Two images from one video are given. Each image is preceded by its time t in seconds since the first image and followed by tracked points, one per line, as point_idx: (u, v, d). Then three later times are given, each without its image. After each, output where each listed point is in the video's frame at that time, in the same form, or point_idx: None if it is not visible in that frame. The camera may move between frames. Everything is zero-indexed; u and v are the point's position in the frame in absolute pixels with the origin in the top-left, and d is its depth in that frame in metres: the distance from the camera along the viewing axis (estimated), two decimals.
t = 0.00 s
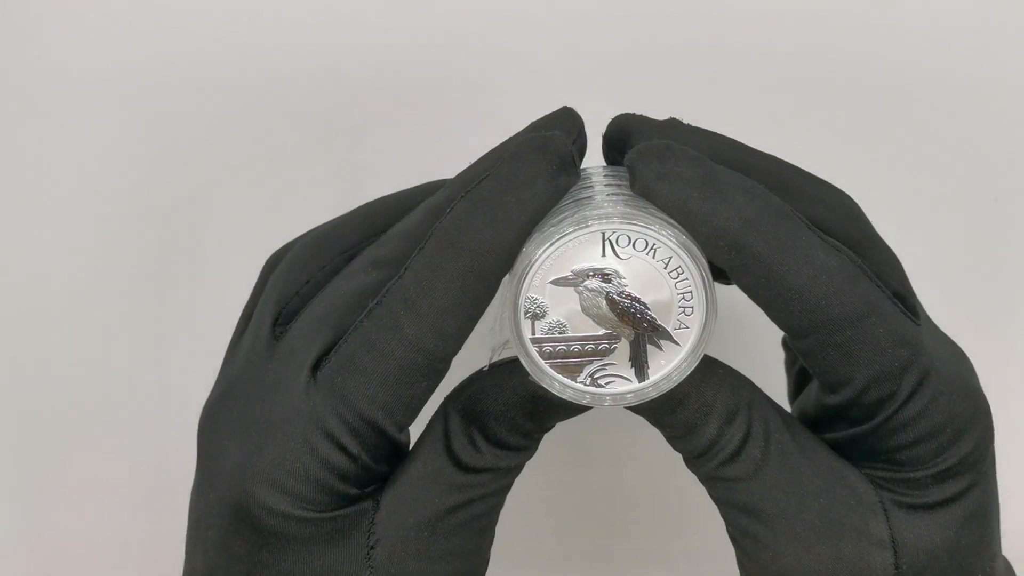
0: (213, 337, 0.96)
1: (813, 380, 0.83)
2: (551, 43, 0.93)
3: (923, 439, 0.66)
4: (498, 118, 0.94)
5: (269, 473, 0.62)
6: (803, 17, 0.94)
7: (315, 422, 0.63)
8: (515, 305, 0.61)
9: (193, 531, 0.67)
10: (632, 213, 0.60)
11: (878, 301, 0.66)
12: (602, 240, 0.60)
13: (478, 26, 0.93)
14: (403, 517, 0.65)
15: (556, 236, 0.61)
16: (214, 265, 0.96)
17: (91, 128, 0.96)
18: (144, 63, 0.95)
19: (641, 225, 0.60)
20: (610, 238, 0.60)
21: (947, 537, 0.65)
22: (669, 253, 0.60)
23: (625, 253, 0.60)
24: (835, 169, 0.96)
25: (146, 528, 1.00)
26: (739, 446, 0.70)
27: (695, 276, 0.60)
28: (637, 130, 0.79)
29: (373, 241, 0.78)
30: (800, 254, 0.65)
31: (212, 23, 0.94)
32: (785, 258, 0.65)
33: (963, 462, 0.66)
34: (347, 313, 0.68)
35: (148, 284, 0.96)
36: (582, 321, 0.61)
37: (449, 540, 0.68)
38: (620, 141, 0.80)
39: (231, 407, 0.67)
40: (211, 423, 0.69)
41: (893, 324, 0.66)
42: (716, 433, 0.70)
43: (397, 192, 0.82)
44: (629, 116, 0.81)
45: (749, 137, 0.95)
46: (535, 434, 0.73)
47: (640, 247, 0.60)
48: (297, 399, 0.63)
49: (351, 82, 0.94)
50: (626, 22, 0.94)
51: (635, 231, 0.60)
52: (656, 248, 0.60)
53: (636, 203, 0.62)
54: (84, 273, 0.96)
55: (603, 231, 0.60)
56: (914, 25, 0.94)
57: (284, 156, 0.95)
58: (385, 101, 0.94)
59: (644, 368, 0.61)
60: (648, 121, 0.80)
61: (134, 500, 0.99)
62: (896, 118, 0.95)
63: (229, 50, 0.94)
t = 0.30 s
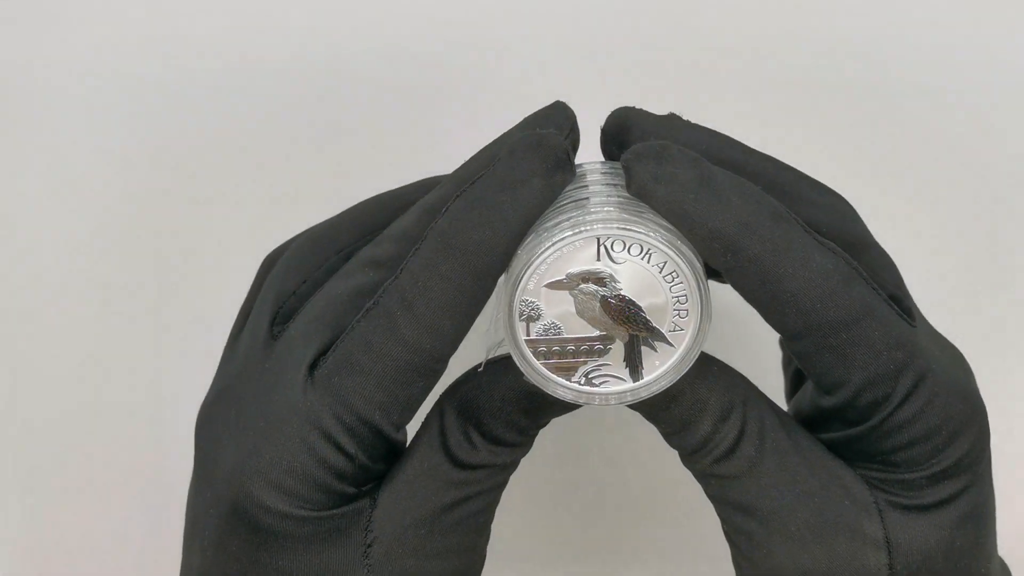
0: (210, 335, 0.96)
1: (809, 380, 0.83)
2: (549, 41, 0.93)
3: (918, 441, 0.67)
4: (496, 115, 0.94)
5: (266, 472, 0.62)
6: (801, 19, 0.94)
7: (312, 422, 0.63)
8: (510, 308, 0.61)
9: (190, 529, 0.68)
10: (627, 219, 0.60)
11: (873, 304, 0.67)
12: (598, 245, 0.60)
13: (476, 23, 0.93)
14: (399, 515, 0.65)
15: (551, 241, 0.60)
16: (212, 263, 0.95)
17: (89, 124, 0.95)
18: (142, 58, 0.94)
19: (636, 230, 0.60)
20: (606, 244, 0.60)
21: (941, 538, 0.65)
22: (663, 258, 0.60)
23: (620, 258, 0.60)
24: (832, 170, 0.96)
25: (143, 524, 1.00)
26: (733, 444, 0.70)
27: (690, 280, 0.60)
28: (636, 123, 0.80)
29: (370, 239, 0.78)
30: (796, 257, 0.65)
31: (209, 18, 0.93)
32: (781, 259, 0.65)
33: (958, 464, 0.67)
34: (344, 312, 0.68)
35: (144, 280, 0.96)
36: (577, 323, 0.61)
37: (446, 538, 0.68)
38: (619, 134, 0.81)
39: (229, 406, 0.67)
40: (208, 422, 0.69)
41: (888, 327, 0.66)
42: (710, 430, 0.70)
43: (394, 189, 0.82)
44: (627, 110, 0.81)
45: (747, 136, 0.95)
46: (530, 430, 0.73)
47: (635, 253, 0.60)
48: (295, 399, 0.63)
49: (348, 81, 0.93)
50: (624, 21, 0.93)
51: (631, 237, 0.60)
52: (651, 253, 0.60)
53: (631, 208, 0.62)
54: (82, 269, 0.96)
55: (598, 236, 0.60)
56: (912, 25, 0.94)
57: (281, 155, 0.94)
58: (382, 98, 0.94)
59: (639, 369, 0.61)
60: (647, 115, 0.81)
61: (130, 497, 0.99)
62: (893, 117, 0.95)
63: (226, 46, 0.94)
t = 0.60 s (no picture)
0: (208, 335, 0.96)
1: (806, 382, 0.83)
2: (546, 38, 0.93)
3: (915, 443, 0.67)
4: (493, 113, 0.94)
5: (262, 475, 0.62)
6: (800, 20, 0.94)
7: (308, 426, 0.63)
8: (506, 316, 0.60)
9: (186, 530, 0.67)
10: (625, 232, 0.58)
11: (870, 308, 0.67)
12: (594, 258, 0.59)
13: (474, 19, 0.93)
14: (396, 516, 0.65)
15: (547, 254, 0.59)
16: (209, 263, 0.95)
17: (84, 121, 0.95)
18: (138, 54, 0.94)
19: (633, 243, 0.59)
20: (603, 257, 0.59)
21: (937, 540, 0.65)
22: (660, 269, 0.59)
23: (616, 270, 0.59)
24: (830, 170, 0.96)
25: (139, 522, 1.00)
26: (728, 440, 0.70)
27: (687, 290, 0.60)
28: (636, 119, 0.80)
29: (365, 240, 0.78)
30: (794, 261, 0.65)
31: (205, 15, 0.93)
32: (778, 261, 0.65)
33: (956, 466, 0.66)
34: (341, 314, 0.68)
35: (142, 277, 0.95)
36: (573, 329, 0.61)
37: (443, 538, 0.68)
38: (619, 128, 0.81)
39: (225, 407, 0.67)
40: (204, 423, 0.69)
41: (886, 331, 0.66)
42: (705, 426, 0.71)
43: (390, 188, 0.82)
44: (627, 106, 0.81)
45: (745, 134, 0.95)
46: (526, 427, 0.73)
47: (632, 265, 0.59)
48: (290, 403, 0.63)
49: (345, 80, 0.93)
50: (621, 18, 0.93)
51: (628, 250, 0.59)
52: (649, 266, 0.59)
53: (628, 218, 0.60)
54: (78, 266, 0.96)
55: (595, 250, 0.58)
56: (911, 23, 0.94)
57: (278, 155, 0.94)
58: (379, 96, 0.93)
59: (634, 373, 0.62)
60: (647, 111, 0.81)
61: (127, 496, 0.99)
62: (892, 116, 0.95)
63: (223, 43, 0.93)
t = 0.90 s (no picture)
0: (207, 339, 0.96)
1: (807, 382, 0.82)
2: (545, 38, 0.93)
3: (918, 442, 0.66)
4: (492, 113, 0.94)
5: (260, 476, 0.61)
6: (801, 23, 0.94)
7: (307, 427, 0.62)
8: (506, 314, 0.60)
9: (185, 534, 0.67)
10: (626, 226, 0.59)
11: (871, 307, 0.66)
12: (594, 253, 0.59)
13: (472, 20, 0.93)
14: (395, 517, 0.64)
15: (548, 248, 0.59)
16: (208, 267, 0.95)
17: (83, 121, 0.95)
18: (137, 56, 0.94)
19: (633, 238, 0.59)
20: (602, 253, 0.59)
21: (941, 539, 0.65)
22: (661, 265, 0.60)
23: (617, 266, 0.59)
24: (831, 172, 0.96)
25: (138, 524, 0.99)
26: (729, 445, 0.70)
27: (688, 287, 0.60)
28: (635, 123, 0.79)
29: (363, 240, 0.77)
30: (795, 259, 0.65)
31: (205, 16, 0.93)
32: (780, 261, 0.65)
33: (958, 465, 0.66)
34: (339, 314, 0.67)
35: (141, 278, 0.95)
36: (573, 329, 0.61)
37: (442, 540, 0.67)
38: (618, 132, 0.80)
39: (222, 407, 0.67)
40: (202, 424, 0.68)
41: (887, 329, 0.66)
42: (707, 430, 0.70)
43: (389, 188, 0.82)
44: (625, 110, 0.80)
45: (745, 133, 0.94)
46: (525, 432, 0.73)
47: (632, 261, 0.59)
48: (289, 403, 0.63)
49: (346, 83, 0.93)
50: (622, 21, 0.93)
51: (628, 245, 0.59)
52: (649, 262, 0.59)
53: (628, 215, 0.61)
54: (77, 267, 0.95)
55: (595, 244, 0.59)
56: (909, 22, 0.94)
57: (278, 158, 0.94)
58: (378, 96, 0.93)
59: (634, 374, 0.61)
60: (646, 116, 0.80)
61: (126, 502, 0.99)
62: (891, 115, 0.95)
63: (222, 44, 0.93)
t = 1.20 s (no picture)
0: (205, 342, 0.95)
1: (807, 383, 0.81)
2: (541, 38, 0.93)
3: (918, 440, 0.65)
4: (489, 115, 0.94)
5: (253, 475, 0.61)
6: (801, 25, 0.94)
7: (300, 426, 0.62)
8: (504, 305, 0.60)
9: (179, 536, 0.67)
10: (627, 212, 0.60)
11: (871, 303, 0.66)
12: (593, 240, 0.60)
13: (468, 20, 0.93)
14: (389, 518, 0.64)
15: (547, 234, 0.61)
16: (207, 269, 0.95)
17: (82, 124, 0.95)
18: (137, 59, 0.94)
19: (632, 224, 0.60)
20: (600, 238, 0.60)
21: (942, 540, 0.64)
22: (660, 254, 0.60)
23: (616, 252, 0.60)
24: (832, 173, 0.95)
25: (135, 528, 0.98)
26: (731, 456, 0.69)
27: (687, 278, 0.60)
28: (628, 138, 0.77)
29: (358, 240, 0.77)
30: (794, 255, 0.64)
31: (202, 19, 0.93)
32: (778, 258, 0.64)
33: (959, 464, 0.65)
34: (333, 314, 0.67)
35: (139, 281, 0.95)
36: (571, 324, 0.60)
37: (435, 543, 0.67)
38: (613, 149, 0.78)
39: (215, 408, 0.66)
40: (196, 424, 0.68)
41: (887, 325, 0.66)
42: (709, 442, 0.69)
43: (386, 188, 0.82)
44: (616, 128, 0.79)
45: (744, 134, 0.94)
46: (521, 439, 0.72)
47: (631, 248, 0.60)
48: (282, 402, 0.62)
49: (345, 87, 0.93)
50: (622, 23, 0.93)
51: (627, 232, 0.60)
52: (648, 249, 0.60)
53: (627, 205, 0.62)
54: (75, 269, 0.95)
55: (595, 230, 0.60)
56: (905, 23, 0.93)
57: (277, 162, 0.94)
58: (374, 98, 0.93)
59: (635, 373, 0.60)
60: (638, 129, 0.79)
61: (123, 506, 0.98)
62: (890, 116, 0.95)
63: (219, 47, 0.94)
